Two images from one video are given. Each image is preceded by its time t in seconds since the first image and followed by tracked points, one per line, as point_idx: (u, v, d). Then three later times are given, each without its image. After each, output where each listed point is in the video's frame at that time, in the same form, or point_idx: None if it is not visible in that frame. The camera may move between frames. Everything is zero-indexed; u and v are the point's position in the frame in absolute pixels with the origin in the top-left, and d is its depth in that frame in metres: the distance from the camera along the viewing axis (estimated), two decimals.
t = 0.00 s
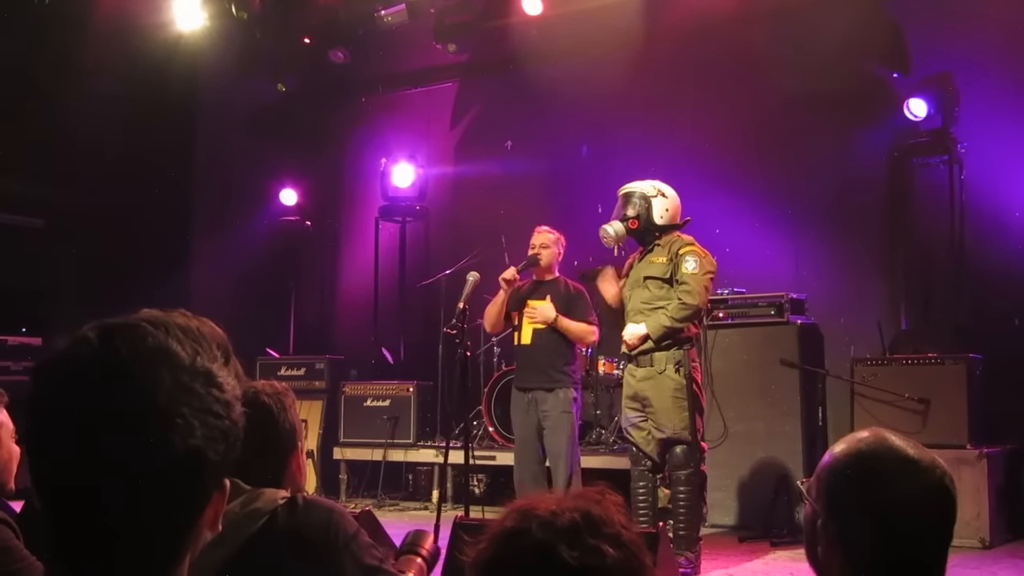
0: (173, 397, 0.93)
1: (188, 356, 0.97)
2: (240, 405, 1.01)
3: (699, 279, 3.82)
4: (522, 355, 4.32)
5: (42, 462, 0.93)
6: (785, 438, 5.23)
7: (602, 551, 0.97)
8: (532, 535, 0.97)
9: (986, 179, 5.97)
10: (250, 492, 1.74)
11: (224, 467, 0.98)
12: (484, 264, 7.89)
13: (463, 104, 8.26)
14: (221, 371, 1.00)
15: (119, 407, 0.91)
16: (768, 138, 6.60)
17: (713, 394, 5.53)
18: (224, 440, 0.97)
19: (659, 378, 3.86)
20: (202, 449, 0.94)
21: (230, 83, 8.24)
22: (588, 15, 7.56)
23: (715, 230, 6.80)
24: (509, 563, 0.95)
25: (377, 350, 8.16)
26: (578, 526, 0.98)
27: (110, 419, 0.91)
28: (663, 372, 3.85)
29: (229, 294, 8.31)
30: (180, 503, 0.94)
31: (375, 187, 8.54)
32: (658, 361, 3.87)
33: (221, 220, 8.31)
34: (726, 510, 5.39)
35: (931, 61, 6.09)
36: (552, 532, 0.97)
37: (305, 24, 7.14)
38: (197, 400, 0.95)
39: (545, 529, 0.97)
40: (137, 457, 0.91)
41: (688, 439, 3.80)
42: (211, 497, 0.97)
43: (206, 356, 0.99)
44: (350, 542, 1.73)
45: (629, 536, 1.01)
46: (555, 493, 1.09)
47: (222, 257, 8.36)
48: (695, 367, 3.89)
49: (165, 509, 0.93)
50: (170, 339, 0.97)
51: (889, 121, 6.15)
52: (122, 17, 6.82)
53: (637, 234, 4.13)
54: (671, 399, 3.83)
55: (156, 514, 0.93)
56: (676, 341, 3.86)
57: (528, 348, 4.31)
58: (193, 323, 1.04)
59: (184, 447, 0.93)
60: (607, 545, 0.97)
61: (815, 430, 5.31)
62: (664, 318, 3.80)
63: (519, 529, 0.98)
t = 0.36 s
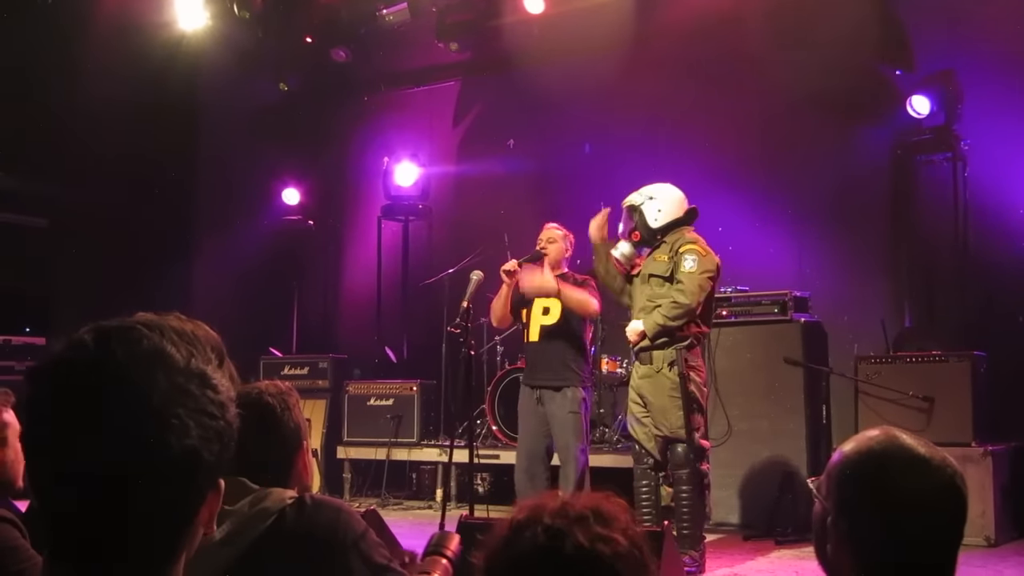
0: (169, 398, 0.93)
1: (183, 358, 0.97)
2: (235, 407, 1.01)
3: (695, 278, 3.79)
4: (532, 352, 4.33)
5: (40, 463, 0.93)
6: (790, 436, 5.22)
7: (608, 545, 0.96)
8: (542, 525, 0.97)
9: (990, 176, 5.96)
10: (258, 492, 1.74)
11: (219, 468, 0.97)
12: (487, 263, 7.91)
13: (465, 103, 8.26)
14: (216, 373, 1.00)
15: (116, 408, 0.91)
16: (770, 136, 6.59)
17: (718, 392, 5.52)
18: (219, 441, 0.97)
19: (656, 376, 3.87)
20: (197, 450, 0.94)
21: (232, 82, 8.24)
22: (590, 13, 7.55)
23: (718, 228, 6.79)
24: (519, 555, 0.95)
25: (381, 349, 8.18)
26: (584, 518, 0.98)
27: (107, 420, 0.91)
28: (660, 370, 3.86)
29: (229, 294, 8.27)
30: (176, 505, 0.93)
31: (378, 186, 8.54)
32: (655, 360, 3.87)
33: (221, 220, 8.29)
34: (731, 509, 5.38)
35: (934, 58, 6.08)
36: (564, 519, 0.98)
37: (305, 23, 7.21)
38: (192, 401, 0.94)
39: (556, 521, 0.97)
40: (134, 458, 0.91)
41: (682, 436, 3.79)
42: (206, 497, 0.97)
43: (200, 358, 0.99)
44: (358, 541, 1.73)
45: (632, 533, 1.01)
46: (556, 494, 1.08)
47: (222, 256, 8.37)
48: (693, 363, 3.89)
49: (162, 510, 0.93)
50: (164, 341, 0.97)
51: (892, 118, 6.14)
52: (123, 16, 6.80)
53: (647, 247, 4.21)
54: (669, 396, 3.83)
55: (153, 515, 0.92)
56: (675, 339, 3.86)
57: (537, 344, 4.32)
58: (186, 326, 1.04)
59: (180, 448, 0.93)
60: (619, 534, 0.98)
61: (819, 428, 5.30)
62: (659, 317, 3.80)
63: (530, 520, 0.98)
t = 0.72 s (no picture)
0: (161, 398, 0.93)
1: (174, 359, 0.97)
2: (227, 407, 1.01)
3: (700, 279, 3.80)
4: (534, 352, 4.33)
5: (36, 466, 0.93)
6: (798, 436, 5.22)
7: (609, 550, 0.95)
8: (537, 536, 0.95)
9: (999, 174, 5.98)
10: (270, 493, 1.73)
11: (214, 467, 0.97)
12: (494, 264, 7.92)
13: (472, 103, 8.28)
14: (206, 374, 1.00)
15: (108, 408, 0.91)
16: (777, 135, 6.59)
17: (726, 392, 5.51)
18: (213, 439, 0.96)
19: (669, 375, 3.87)
20: (191, 448, 0.93)
21: (240, 83, 8.26)
22: (596, 13, 7.55)
23: (725, 227, 6.77)
24: (516, 563, 0.94)
25: (388, 349, 8.19)
26: (581, 526, 0.97)
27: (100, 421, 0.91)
28: (673, 369, 3.87)
29: (237, 295, 8.33)
30: (172, 503, 0.93)
31: (385, 187, 8.57)
32: (668, 358, 3.89)
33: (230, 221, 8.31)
34: (740, 508, 5.36)
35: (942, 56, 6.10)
36: (556, 533, 0.96)
37: (313, 24, 7.31)
38: (185, 400, 0.95)
39: (549, 532, 0.96)
40: (128, 457, 0.91)
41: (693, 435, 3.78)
42: (202, 495, 0.96)
43: (190, 359, 0.99)
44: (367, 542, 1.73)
45: (632, 532, 1.01)
46: (555, 494, 1.08)
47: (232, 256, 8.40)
48: (707, 363, 3.87)
49: (158, 508, 0.92)
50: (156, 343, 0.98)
51: (900, 116, 6.15)
52: (132, 18, 6.81)
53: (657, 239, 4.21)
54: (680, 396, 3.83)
55: (149, 514, 0.92)
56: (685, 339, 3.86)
57: (538, 345, 4.32)
58: (177, 329, 1.05)
59: (173, 445, 0.92)
60: (615, 543, 0.97)
61: (828, 428, 5.29)
62: (668, 317, 3.81)
63: (525, 533, 0.97)
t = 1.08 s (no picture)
0: (165, 395, 0.93)
1: (177, 357, 0.97)
2: (230, 404, 1.01)
3: (718, 284, 3.78)
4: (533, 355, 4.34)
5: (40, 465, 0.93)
6: (800, 435, 5.21)
7: (605, 550, 0.95)
8: (532, 536, 0.95)
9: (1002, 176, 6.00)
10: (273, 490, 1.73)
11: (217, 463, 0.97)
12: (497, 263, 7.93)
13: (475, 101, 8.28)
14: (209, 371, 1.00)
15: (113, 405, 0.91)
16: (780, 133, 6.58)
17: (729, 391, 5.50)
18: (215, 436, 0.97)
19: (681, 373, 3.87)
20: (195, 445, 0.94)
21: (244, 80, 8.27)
22: (600, 11, 7.54)
23: (729, 227, 6.77)
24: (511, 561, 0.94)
25: (391, 347, 8.20)
26: (577, 525, 0.96)
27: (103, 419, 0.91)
28: (685, 368, 3.86)
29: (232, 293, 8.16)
30: (175, 500, 0.93)
31: (388, 185, 8.58)
32: (682, 357, 3.88)
33: (232, 218, 8.31)
34: (747, 508, 5.33)
35: (945, 56, 6.11)
36: (551, 532, 0.95)
37: (316, 20, 7.49)
38: (187, 397, 0.95)
39: (545, 531, 0.95)
40: (132, 454, 0.91)
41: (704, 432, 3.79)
42: (205, 491, 0.96)
43: (193, 356, 0.99)
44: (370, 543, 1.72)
45: (631, 530, 1.01)
46: (554, 490, 1.08)
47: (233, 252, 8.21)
48: (720, 364, 3.86)
49: (161, 506, 0.92)
50: (158, 341, 0.98)
51: (903, 116, 6.16)
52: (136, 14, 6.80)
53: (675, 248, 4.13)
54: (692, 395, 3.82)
55: (153, 511, 0.92)
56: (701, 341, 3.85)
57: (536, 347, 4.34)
58: (178, 326, 1.05)
59: (178, 441, 0.93)
60: (610, 543, 0.96)
61: (831, 427, 5.29)
62: (685, 317, 3.79)
63: (520, 532, 0.96)
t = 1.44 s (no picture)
0: (169, 387, 0.93)
1: (181, 349, 0.97)
2: (234, 396, 1.01)
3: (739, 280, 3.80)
4: (545, 355, 4.31)
5: (44, 463, 0.93)
6: (802, 436, 5.21)
7: (614, 543, 0.95)
8: (541, 528, 0.94)
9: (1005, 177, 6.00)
10: (273, 487, 1.74)
11: (221, 455, 0.97)
12: (499, 262, 7.92)
13: (478, 100, 8.27)
14: (213, 363, 1.00)
15: (118, 397, 0.91)
16: (785, 132, 6.57)
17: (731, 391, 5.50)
18: (220, 428, 0.96)
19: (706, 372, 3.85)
20: (200, 437, 0.94)
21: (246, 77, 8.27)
22: (604, 10, 7.53)
23: (731, 227, 6.76)
24: (520, 556, 0.93)
25: (392, 345, 8.19)
26: (588, 518, 0.96)
27: (109, 412, 0.91)
28: (711, 365, 3.85)
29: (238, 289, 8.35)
30: (181, 494, 0.93)
31: (391, 184, 8.55)
32: (707, 355, 3.86)
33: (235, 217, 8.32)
34: (739, 507, 5.43)
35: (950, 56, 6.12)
36: (561, 525, 0.95)
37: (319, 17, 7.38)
38: (192, 389, 0.95)
39: (555, 524, 0.95)
40: (137, 447, 0.91)
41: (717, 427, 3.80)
42: (208, 483, 0.96)
43: (197, 348, 0.99)
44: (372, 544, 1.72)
45: (640, 525, 1.01)
46: (563, 484, 1.08)
47: (234, 250, 8.35)
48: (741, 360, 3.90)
49: (165, 499, 0.92)
50: (162, 333, 0.98)
51: (907, 116, 6.15)
52: (138, 12, 6.79)
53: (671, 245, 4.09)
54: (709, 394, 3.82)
55: (159, 506, 0.92)
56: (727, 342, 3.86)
57: (549, 349, 4.31)
58: (182, 320, 1.05)
59: (182, 435, 0.92)
60: (619, 537, 0.96)
61: (832, 427, 5.28)
62: (712, 318, 3.81)
63: (530, 524, 0.95)
